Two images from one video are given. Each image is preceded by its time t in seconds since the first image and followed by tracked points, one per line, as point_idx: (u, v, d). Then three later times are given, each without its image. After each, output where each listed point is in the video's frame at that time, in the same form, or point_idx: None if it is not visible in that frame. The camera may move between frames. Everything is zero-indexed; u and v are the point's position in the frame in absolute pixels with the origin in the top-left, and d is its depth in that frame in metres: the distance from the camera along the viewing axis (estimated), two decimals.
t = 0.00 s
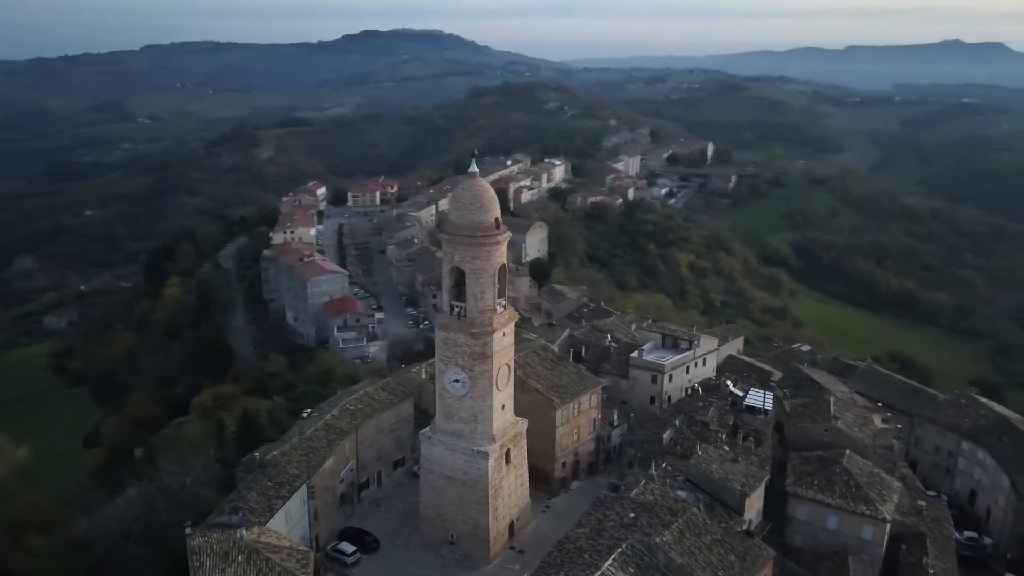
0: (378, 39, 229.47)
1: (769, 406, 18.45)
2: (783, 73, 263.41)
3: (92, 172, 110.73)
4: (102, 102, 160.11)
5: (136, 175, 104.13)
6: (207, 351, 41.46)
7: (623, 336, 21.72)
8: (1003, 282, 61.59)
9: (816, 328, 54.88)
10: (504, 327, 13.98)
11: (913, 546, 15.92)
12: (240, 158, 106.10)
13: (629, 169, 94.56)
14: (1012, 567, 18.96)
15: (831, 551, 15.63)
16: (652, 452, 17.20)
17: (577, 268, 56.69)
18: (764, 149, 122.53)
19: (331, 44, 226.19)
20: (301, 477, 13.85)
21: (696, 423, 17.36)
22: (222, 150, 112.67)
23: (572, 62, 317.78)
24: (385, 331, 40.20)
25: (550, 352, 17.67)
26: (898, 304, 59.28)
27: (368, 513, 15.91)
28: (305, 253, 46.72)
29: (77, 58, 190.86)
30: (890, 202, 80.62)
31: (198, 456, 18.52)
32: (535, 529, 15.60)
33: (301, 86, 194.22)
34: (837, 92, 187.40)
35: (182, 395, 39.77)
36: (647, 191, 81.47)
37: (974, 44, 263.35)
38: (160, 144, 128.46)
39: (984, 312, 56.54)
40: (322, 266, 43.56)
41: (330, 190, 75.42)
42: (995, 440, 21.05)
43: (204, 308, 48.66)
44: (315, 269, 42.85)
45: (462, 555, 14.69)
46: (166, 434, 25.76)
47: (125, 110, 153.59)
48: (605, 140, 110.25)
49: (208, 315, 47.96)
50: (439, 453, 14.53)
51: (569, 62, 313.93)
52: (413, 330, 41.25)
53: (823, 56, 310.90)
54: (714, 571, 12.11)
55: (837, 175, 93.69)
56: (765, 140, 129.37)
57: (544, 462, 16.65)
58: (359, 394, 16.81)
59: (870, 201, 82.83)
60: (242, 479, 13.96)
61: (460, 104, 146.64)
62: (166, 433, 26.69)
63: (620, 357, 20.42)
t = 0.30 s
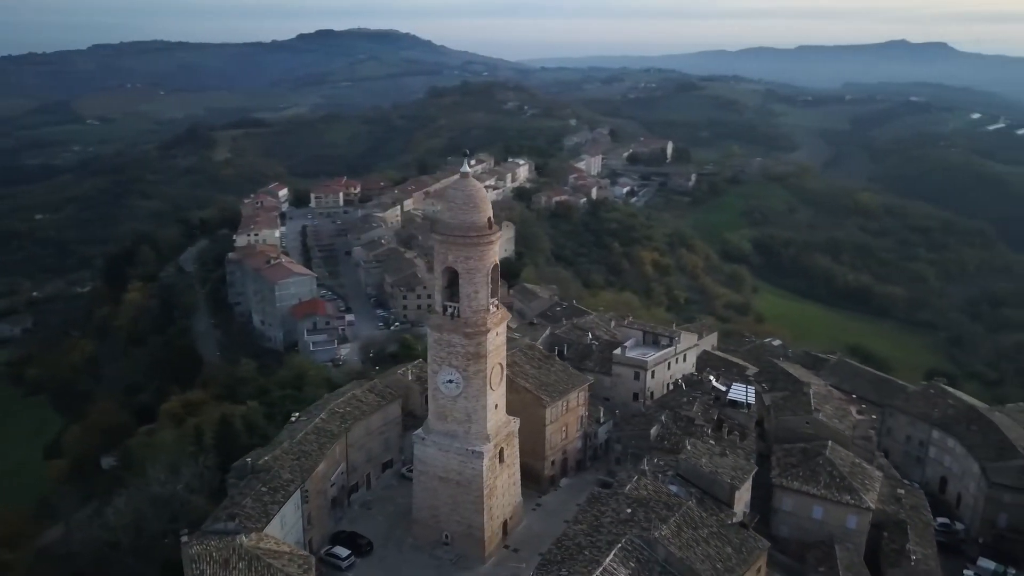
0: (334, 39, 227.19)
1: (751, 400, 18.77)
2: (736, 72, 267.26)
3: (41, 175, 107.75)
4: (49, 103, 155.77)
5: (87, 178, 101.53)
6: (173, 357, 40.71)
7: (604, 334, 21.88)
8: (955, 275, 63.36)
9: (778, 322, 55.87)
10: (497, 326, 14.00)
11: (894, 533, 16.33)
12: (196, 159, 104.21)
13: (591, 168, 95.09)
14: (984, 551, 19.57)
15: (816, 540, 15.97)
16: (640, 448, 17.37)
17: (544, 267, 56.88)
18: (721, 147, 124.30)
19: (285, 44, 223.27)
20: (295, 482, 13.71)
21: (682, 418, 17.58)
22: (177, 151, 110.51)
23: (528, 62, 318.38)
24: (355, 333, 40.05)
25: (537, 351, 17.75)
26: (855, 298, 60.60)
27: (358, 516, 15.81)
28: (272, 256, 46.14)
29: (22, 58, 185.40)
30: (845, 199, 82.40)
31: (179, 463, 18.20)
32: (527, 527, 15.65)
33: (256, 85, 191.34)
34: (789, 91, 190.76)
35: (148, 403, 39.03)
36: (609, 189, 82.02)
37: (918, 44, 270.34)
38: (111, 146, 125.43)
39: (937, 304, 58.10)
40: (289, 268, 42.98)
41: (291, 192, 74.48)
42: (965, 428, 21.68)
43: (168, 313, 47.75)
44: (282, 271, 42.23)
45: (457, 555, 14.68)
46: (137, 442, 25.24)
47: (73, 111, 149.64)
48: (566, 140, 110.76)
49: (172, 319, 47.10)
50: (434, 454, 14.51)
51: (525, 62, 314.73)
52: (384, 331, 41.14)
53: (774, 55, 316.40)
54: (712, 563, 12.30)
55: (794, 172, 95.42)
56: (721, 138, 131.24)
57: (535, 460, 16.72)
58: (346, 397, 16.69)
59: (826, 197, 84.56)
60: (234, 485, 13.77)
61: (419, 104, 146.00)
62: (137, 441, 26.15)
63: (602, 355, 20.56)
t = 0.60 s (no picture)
0: (289, 38, 224.30)
1: (732, 394, 19.10)
2: (692, 71, 270.51)
3: None
4: None
5: (37, 180, 98.68)
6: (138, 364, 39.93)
7: (584, 332, 21.98)
8: (908, 269, 65.00)
9: (741, 317, 56.72)
10: (490, 327, 14.03)
11: (876, 522, 16.73)
12: (151, 161, 102.09)
13: (553, 167, 95.44)
14: (956, 537, 20.16)
15: (803, 531, 16.30)
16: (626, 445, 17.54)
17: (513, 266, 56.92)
18: (679, 146, 125.68)
19: (239, 43, 219.82)
20: (290, 486, 13.59)
21: (668, 414, 17.79)
22: (131, 152, 108.12)
23: (486, 62, 318.30)
24: (326, 336, 39.69)
25: (524, 350, 17.83)
26: (814, 293, 61.75)
27: (350, 519, 15.70)
28: (238, 259, 45.47)
29: None
30: (802, 196, 83.97)
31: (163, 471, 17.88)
32: (519, 526, 15.71)
33: (210, 85, 187.93)
34: (744, 90, 193.67)
35: (113, 410, 38.19)
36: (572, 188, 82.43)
37: (866, 44, 276.46)
38: (61, 147, 122.08)
39: (893, 297, 59.57)
40: (256, 271, 42.40)
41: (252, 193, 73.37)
42: (935, 418, 22.29)
43: (130, 319, 46.76)
44: (250, 274, 41.67)
45: (453, 555, 14.66)
46: (109, 450, 24.72)
47: (20, 112, 145.34)
48: (527, 140, 110.98)
49: (135, 324, 46.13)
50: (428, 455, 14.49)
51: (483, 62, 314.49)
52: (354, 333, 40.86)
53: (728, 55, 320.73)
54: (709, 555, 12.50)
55: (752, 170, 96.91)
56: (679, 137, 132.73)
57: (525, 459, 16.77)
58: (335, 399, 16.58)
59: (784, 194, 86.09)
60: (227, 492, 13.58)
61: (379, 104, 144.95)
62: (107, 449, 25.59)
63: (585, 352, 20.70)
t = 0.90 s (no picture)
0: (243, 38, 220.79)
1: (715, 390, 19.37)
2: (648, 71, 273.25)
3: None
4: None
5: None
6: (102, 370, 38.97)
7: (566, 331, 22.08)
8: (865, 264, 66.53)
9: (706, 313, 57.39)
10: (484, 326, 14.05)
11: (858, 510, 17.13)
12: (104, 163, 99.60)
13: (516, 166, 95.51)
14: (929, 523, 20.78)
15: (789, 522, 16.63)
16: (614, 441, 17.67)
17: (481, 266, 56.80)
18: (638, 145, 126.74)
19: (192, 43, 215.65)
20: (285, 492, 13.46)
21: (654, 409, 17.99)
22: (83, 154, 105.36)
23: (443, 62, 317.60)
24: (296, 339, 39.26)
25: (510, 350, 17.88)
26: (773, 287, 62.83)
27: (341, 523, 15.61)
28: (203, 262, 44.71)
29: None
30: (761, 193, 85.34)
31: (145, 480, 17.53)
32: (512, 525, 15.74)
33: (162, 85, 183.97)
34: (700, 89, 196.27)
35: (77, 418, 37.20)
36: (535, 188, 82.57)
37: (816, 44, 281.83)
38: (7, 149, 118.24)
39: (850, 292, 60.88)
40: (222, 275, 41.72)
41: (212, 195, 72.08)
42: (906, 408, 22.89)
43: (91, 324, 45.63)
44: (216, 278, 40.98)
45: (448, 556, 14.67)
46: (80, 458, 24.09)
47: None
48: (488, 139, 110.90)
49: (96, 330, 45.02)
50: (421, 456, 14.46)
51: (440, 62, 313.33)
52: (325, 336, 40.47)
53: (682, 54, 324.28)
54: (708, 548, 12.72)
55: (711, 168, 98.19)
56: (637, 136, 133.85)
57: (515, 459, 16.83)
58: (324, 403, 16.45)
59: (742, 192, 87.42)
60: (220, 499, 13.40)
61: (337, 104, 143.51)
62: (77, 457, 24.93)
63: (568, 351, 20.80)
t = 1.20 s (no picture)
0: (194, 37, 216.67)
1: (697, 385, 19.64)
2: (604, 70, 275.31)
3: None
4: None
5: None
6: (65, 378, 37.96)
7: (546, 330, 22.16)
8: (822, 259, 67.95)
9: (669, 310, 57.94)
10: (476, 327, 14.08)
11: (839, 500, 17.51)
12: (54, 165, 96.88)
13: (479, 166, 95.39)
14: (903, 511, 21.32)
15: (774, 513, 16.92)
16: (602, 437, 17.79)
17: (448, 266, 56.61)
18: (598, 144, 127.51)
19: (141, 42, 210.92)
20: (280, 497, 13.31)
21: (639, 405, 18.18)
22: (31, 157, 102.35)
23: (400, 63, 315.70)
24: (265, 343, 38.72)
25: (497, 350, 17.91)
26: (734, 283, 63.80)
27: (331, 527, 15.50)
28: (167, 266, 43.82)
29: None
30: (720, 191, 86.51)
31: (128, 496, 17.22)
32: (503, 525, 15.78)
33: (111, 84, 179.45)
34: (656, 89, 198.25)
35: (38, 428, 36.15)
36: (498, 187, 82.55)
37: (768, 44, 286.53)
38: None
39: (808, 287, 62.04)
40: (188, 278, 40.91)
41: (170, 198, 70.62)
42: (878, 399, 23.46)
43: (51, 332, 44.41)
44: (182, 282, 40.17)
45: (442, 557, 14.64)
46: (48, 469, 23.39)
47: None
48: (449, 139, 110.54)
49: (56, 337, 43.82)
50: (415, 457, 14.41)
51: (397, 62, 311.48)
52: (294, 339, 39.97)
53: (637, 54, 326.98)
54: (705, 540, 12.92)
55: (670, 167, 99.29)
56: (596, 135, 134.65)
57: (504, 458, 16.87)
58: (312, 406, 16.31)
59: (702, 190, 88.55)
60: (214, 505, 13.23)
61: (294, 104, 141.71)
62: (45, 468, 24.23)
63: (551, 350, 20.89)
